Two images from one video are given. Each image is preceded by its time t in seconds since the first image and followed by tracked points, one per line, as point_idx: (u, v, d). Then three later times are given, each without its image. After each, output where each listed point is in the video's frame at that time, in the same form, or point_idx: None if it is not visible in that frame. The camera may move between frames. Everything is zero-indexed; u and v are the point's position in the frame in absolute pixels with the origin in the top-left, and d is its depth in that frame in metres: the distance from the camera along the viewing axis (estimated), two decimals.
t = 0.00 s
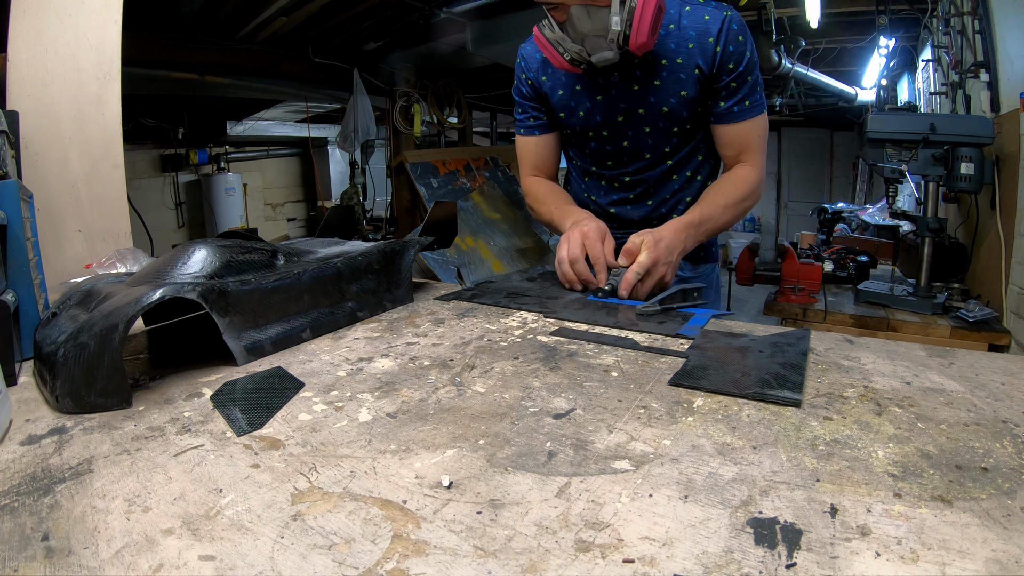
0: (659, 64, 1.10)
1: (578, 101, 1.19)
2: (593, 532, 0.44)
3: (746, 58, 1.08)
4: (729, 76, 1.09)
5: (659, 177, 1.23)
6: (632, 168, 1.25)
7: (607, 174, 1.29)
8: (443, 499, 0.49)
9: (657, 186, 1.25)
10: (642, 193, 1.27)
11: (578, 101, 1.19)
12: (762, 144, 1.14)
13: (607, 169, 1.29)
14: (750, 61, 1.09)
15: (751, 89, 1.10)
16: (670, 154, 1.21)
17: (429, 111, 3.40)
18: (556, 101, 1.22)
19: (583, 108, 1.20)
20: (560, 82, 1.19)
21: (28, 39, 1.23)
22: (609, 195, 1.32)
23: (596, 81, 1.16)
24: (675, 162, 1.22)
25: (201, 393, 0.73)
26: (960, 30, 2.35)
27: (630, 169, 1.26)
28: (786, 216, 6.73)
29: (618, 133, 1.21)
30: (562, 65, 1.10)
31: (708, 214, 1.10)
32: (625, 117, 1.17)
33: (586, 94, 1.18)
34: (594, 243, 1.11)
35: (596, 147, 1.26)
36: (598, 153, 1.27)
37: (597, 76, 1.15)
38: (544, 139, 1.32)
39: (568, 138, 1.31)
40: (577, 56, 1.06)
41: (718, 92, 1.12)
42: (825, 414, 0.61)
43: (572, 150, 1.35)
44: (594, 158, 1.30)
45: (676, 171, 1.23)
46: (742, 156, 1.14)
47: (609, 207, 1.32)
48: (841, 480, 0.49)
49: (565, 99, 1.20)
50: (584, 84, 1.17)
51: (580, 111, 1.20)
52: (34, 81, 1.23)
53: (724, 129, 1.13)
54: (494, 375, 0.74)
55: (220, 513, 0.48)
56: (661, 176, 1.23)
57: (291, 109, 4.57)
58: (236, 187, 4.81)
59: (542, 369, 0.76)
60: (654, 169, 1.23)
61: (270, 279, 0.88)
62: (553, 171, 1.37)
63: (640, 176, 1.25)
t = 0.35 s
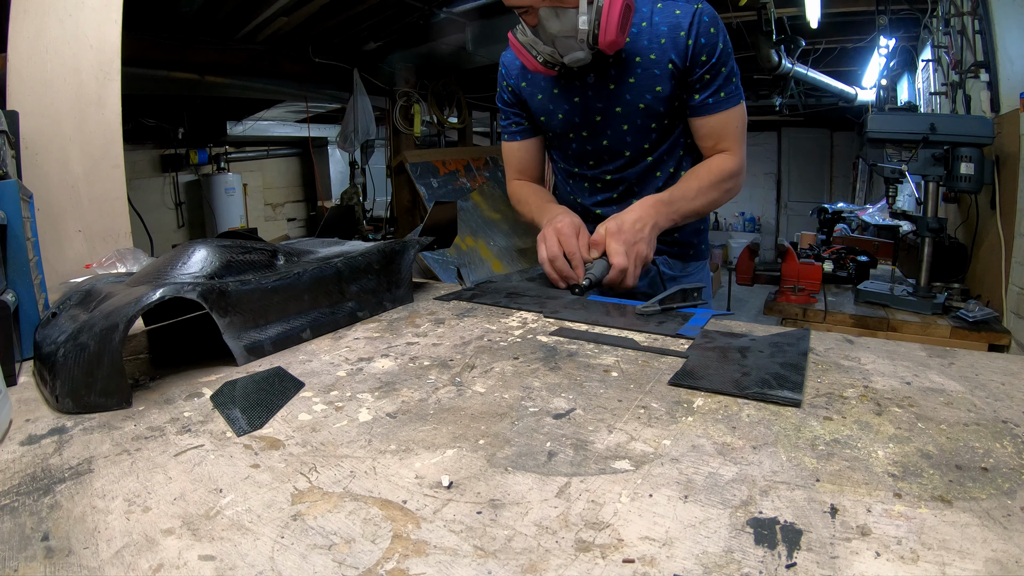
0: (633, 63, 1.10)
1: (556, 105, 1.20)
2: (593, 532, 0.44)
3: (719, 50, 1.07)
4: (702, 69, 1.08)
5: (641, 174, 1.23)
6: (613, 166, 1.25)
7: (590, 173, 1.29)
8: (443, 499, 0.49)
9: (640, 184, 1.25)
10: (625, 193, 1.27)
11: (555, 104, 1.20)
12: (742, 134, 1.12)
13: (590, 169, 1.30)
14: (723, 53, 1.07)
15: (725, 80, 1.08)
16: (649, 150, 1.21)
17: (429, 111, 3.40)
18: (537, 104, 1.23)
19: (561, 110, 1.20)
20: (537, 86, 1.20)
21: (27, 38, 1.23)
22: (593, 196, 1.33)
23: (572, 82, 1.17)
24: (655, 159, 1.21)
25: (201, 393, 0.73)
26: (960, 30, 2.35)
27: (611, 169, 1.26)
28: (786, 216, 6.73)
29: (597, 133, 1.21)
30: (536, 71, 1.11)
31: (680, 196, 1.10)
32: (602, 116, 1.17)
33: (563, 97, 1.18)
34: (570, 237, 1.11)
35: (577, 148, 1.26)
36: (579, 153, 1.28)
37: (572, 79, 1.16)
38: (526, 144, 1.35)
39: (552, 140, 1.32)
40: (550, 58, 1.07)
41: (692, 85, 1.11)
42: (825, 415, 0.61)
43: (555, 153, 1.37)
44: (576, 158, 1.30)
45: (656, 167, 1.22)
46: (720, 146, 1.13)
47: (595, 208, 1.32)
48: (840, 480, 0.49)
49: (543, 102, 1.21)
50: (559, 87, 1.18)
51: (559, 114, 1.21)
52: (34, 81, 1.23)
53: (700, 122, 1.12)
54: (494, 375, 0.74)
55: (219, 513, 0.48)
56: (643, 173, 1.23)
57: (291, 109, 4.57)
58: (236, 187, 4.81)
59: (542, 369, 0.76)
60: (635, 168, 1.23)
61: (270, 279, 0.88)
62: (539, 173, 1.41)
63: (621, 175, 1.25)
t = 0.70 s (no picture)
0: (610, 65, 1.11)
1: (538, 108, 1.20)
2: (593, 533, 0.44)
3: (694, 49, 1.06)
4: (677, 69, 1.07)
5: (622, 173, 1.23)
6: (594, 167, 1.26)
7: (573, 175, 1.30)
8: (443, 499, 0.49)
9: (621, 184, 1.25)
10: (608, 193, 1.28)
11: (537, 107, 1.21)
12: (720, 132, 1.10)
13: (574, 171, 1.30)
14: (698, 52, 1.07)
15: (701, 79, 1.07)
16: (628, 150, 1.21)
17: (429, 111, 3.40)
18: (520, 108, 1.24)
19: (542, 113, 1.21)
20: (519, 91, 1.21)
21: (27, 38, 1.23)
22: (575, 196, 1.34)
23: (553, 86, 1.17)
24: (635, 159, 1.21)
25: (201, 393, 0.73)
26: (960, 30, 2.35)
27: (592, 171, 1.27)
28: (786, 216, 6.73)
29: (578, 134, 1.21)
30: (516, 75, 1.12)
31: (653, 189, 1.10)
32: (582, 118, 1.18)
33: (545, 101, 1.19)
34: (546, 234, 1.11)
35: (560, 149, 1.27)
36: (562, 155, 1.28)
37: (552, 82, 1.16)
38: (511, 148, 1.36)
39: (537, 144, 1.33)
40: (528, 65, 1.08)
41: (669, 85, 1.10)
42: (825, 415, 0.61)
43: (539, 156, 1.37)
44: (559, 160, 1.31)
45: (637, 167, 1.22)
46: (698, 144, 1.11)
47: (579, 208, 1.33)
48: (840, 480, 0.50)
49: (525, 106, 1.22)
50: (540, 91, 1.18)
51: (541, 118, 1.22)
52: (34, 80, 1.23)
53: (677, 121, 1.11)
54: (494, 375, 0.74)
55: (219, 513, 0.48)
56: (624, 173, 1.23)
57: (291, 109, 4.57)
58: (236, 187, 4.81)
59: (542, 369, 0.76)
60: (616, 168, 1.24)
61: (270, 278, 0.88)
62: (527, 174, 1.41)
63: (602, 175, 1.26)
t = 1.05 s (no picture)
0: (589, 69, 1.11)
1: (522, 113, 1.20)
2: (593, 532, 0.44)
3: (672, 50, 1.06)
4: (656, 71, 1.07)
5: (605, 177, 1.23)
6: (577, 170, 1.26)
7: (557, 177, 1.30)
8: (443, 499, 0.49)
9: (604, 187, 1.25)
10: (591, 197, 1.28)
11: (520, 112, 1.21)
12: (702, 132, 1.11)
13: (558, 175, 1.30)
14: (677, 54, 1.07)
15: (681, 80, 1.07)
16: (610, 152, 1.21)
17: (429, 111, 3.40)
18: (504, 113, 1.23)
19: (525, 118, 1.21)
20: (502, 96, 1.21)
21: (27, 38, 1.23)
22: (562, 200, 1.34)
23: (535, 91, 1.17)
24: (616, 163, 1.22)
25: (201, 393, 0.73)
26: (959, 30, 2.35)
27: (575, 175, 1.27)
28: (786, 216, 6.73)
29: (561, 138, 1.21)
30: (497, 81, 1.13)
31: (636, 188, 1.11)
32: (564, 122, 1.18)
33: (528, 106, 1.19)
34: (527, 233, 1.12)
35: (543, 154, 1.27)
36: (546, 158, 1.28)
37: (533, 87, 1.16)
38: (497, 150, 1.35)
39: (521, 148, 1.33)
40: (508, 71, 1.09)
41: (649, 87, 1.10)
42: (825, 415, 0.61)
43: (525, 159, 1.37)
44: (543, 163, 1.30)
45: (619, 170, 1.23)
46: (680, 144, 1.11)
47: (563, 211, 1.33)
48: (840, 480, 0.50)
49: (509, 110, 1.22)
50: (523, 96, 1.18)
51: (524, 123, 1.22)
52: (34, 81, 1.23)
53: (659, 123, 1.11)
54: (494, 375, 0.74)
55: (220, 513, 0.48)
56: (606, 176, 1.23)
57: (291, 109, 4.57)
58: (236, 187, 4.81)
59: (542, 369, 0.76)
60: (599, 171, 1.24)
61: (270, 278, 0.88)
62: (513, 176, 1.40)
63: (586, 179, 1.26)
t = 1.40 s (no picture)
0: (566, 66, 1.12)
1: (498, 107, 1.20)
2: (593, 532, 0.44)
3: (646, 53, 1.08)
4: (630, 71, 1.09)
5: (575, 172, 1.23)
6: (547, 164, 1.25)
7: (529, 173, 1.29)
8: (443, 499, 0.49)
9: (574, 184, 1.25)
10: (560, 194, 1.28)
11: (497, 105, 1.20)
12: (671, 132, 1.13)
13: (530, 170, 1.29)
14: (650, 56, 1.09)
15: (653, 81, 1.09)
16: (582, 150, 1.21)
17: (429, 111, 3.40)
18: (480, 107, 1.23)
19: (500, 111, 1.21)
20: (479, 89, 1.21)
21: (28, 39, 1.23)
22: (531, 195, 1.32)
23: (512, 86, 1.17)
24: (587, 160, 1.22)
25: (201, 393, 0.73)
26: (959, 30, 2.35)
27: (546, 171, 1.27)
28: (786, 216, 6.74)
29: (535, 132, 1.21)
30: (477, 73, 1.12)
31: (611, 188, 1.11)
32: (538, 117, 1.18)
33: (504, 100, 1.19)
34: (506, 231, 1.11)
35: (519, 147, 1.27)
36: (520, 152, 1.28)
37: (510, 81, 1.16)
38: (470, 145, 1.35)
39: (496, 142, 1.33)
40: (487, 63, 1.08)
41: (622, 87, 1.11)
42: (825, 415, 0.61)
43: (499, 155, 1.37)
44: (517, 157, 1.30)
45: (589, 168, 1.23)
46: (650, 143, 1.12)
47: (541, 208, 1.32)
48: (840, 480, 0.50)
49: (484, 103, 1.22)
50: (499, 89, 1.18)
51: (500, 117, 1.21)
52: (34, 81, 1.23)
53: (630, 121, 1.12)
54: (494, 375, 0.74)
55: (220, 513, 0.48)
56: (577, 173, 1.24)
57: (291, 109, 4.57)
58: (236, 187, 4.81)
59: (542, 369, 0.76)
60: (569, 168, 1.24)
61: (270, 278, 0.88)
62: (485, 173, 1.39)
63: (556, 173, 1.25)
